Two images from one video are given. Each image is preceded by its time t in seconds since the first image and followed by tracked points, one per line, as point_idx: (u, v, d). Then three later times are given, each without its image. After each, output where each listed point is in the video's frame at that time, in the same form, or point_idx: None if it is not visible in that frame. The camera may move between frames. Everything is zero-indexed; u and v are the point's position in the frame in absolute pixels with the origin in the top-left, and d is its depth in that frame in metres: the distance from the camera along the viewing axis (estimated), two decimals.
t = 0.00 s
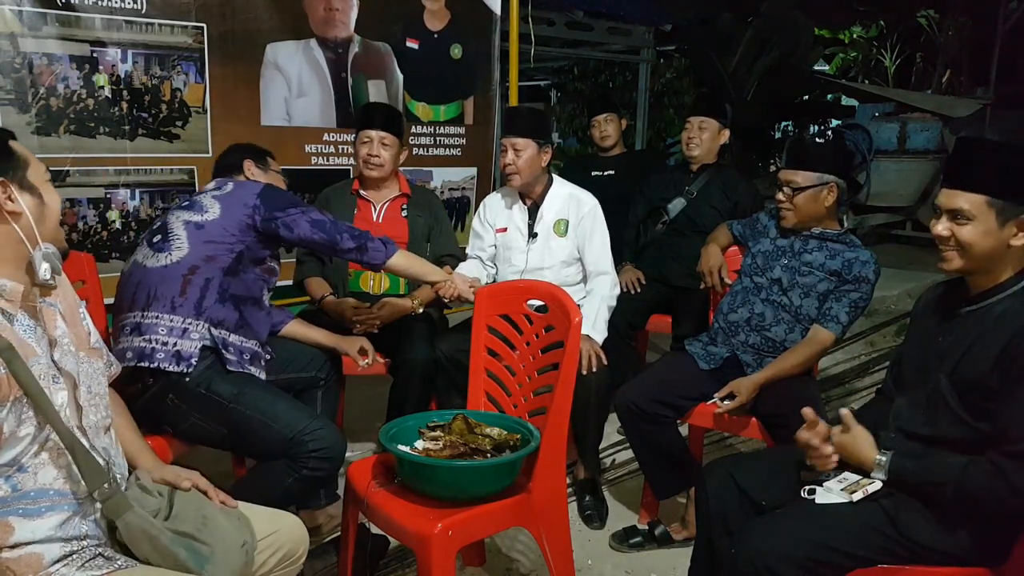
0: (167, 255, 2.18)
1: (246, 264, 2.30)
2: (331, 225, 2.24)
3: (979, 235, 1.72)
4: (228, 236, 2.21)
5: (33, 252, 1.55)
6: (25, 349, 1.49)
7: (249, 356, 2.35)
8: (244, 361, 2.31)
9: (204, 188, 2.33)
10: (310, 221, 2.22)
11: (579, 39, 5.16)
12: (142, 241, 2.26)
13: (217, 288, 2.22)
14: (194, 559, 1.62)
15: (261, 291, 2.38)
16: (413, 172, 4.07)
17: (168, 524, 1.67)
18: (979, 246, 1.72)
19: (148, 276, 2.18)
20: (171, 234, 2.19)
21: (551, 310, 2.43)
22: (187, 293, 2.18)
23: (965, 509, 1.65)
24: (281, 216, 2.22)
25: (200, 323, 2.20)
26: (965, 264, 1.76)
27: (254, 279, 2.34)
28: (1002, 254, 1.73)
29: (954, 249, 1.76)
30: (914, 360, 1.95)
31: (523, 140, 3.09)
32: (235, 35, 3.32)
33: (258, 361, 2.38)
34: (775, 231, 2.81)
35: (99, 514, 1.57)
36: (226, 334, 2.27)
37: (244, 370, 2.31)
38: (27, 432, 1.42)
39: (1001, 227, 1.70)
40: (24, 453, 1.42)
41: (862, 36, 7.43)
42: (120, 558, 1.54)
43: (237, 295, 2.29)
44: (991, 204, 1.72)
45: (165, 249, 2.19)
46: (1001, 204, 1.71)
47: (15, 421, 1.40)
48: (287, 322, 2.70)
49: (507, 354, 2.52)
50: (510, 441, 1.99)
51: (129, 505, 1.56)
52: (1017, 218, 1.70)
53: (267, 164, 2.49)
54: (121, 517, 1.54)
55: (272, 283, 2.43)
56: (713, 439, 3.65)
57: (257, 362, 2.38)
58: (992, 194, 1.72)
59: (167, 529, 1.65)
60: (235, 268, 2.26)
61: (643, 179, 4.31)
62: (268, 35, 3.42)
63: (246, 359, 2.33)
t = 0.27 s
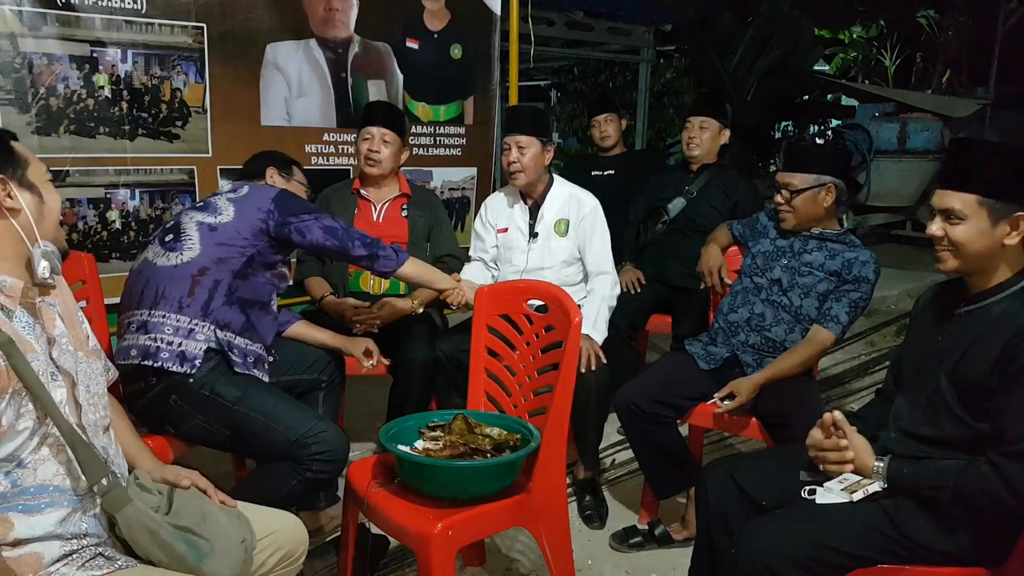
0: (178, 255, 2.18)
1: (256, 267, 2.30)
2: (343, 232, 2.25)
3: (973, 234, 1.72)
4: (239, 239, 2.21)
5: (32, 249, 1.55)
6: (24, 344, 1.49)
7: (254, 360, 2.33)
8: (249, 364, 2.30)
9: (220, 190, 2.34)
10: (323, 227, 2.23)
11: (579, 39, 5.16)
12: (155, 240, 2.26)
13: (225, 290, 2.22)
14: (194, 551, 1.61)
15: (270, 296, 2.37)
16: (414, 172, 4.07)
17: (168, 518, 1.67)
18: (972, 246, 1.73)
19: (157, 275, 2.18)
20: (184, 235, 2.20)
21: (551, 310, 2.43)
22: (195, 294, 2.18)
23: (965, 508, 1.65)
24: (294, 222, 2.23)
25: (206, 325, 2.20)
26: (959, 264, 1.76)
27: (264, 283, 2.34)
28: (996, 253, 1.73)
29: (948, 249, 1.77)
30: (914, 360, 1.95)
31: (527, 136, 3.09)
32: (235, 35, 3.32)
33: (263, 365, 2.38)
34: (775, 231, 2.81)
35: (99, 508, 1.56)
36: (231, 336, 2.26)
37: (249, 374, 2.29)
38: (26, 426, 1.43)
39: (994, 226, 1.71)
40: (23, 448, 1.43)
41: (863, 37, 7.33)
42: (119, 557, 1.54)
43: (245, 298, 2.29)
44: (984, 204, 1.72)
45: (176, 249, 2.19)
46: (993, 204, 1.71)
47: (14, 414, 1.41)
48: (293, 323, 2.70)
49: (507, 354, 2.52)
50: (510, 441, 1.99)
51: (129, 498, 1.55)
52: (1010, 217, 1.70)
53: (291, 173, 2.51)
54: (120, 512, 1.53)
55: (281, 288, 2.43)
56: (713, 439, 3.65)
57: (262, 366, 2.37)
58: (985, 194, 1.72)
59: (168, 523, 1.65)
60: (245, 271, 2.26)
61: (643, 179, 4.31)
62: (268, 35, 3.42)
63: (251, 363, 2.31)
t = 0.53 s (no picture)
0: (178, 257, 2.18)
1: (256, 268, 2.29)
2: (343, 233, 2.25)
3: (972, 234, 1.72)
4: (240, 241, 2.20)
5: (24, 250, 1.55)
6: (20, 344, 1.49)
7: (254, 360, 2.34)
8: (249, 366, 2.31)
9: (221, 190, 2.32)
10: (324, 228, 2.23)
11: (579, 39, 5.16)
12: (154, 240, 2.25)
13: (225, 292, 2.22)
14: (193, 550, 1.61)
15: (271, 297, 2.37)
16: (414, 172, 4.06)
17: (168, 516, 1.67)
18: (971, 245, 1.73)
19: (157, 277, 2.18)
20: (184, 236, 2.19)
21: (551, 310, 2.43)
22: (195, 296, 2.17)
23: (963, 508, 1.65)
24: (295, 222, 2.22)
25: (206, 327, 2.20)
26: (958, 265, 1.76)
27: (264, 284, 2.33)
28: (995, 253, 1.73)
29: (947, 249, 1.77)
30: (913, 360, 1.95)
31: (528, 136, 3.09)
32: (235, 35, 3.32)
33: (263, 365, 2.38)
34: (775, 231, 2.81)
35: (99, 507, 1.56)
36: (231, 338, 2.26)
37: (249, 375, 2.29)
38: (23, 425, 1.43)
39: (993, 226, 1.71)
40: (21, 447, 1.43)
41: (862, 36, 7.41)
42: (120, 557, 1.54)
43: (245, 300, 2.29)
44: (982, 204, 1.72)
45: (176, 250, 2.18)
46: (991, 204, 1.71)
47: (12, 414, 1.40)
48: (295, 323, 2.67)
49: (507, 354, 2.52)
50: (510, 441, 1.99)
51: (128, 496, 1.54)
52: (1008, 217, 1.71)
53: (292, 167, 2.51)
54: (120, 510, 1.53)
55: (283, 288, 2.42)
56: (713, 439, 3.65)
57: (262, 367, 2.37)
58: (984, 194, 1.72)
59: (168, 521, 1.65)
60: (245, 273, 2.25)
61: (643, 179, 4.31)
62: (268, 35, 3.42)
63: (252, 363, 2.32)
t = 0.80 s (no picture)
0: (164, 259, 2.18)
1: (243, 266, 2.29)
2: (328, 229, 2.26)
3: (975, 235, 1.72)
4: (225, 239, 2.20)
5: (30, 254, 1.56)
6: (20, 345, 1.49)
7: (251, 358, 2.35)
8: (246, 364, 2.31)
9: (203, 188, 2.32)
10: (308, 224, 2.24)
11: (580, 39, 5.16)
12: (140, 244, 2.25)
13: (214, 292, 2.22)
14: (193, 551, 1.61)
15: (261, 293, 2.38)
16: (414, 172, 4.06)
17: (168, 517, 1.67)
18: (974, 246, 1.72)
19: (145, 281, 2.18)
20: (168, 238, 2.19)
21: (551, 310, 2.43)
22: (184, 298, 2.18)
23: (962, 509, 1.65)
24: (278, 218, 2.22)
25: (198, 329, 2.20)
26: (960, 265, 1.76)
27: (254, 282, 2.34)
28: (997, 254, 1.73)
29: (948, 249, 1.77)
30: (913, 360, 1.95)
31: (529, 136, 3.09)
32: (235, 35, 3.32)
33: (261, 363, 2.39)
34: (775, 231, 2.81)
35: (98, 509, 1.56)
36: (225, 338, 2.26)
37: (246, 374, 2.30)
38: (23, 426, 1.43)
39: (996, 227, 1.71)
40: (21, 449, 1.43)
41: (862, 36, 7.43)
42: (120, 558, 1.54)
43: (236, 299, 2.29)
44: (985, 204, 1.72)
45: (161, 253, 2.18)
46: (993, 205, 1.71)
47: (12, 416, 1.41)
48: (294, 322, 2.75)
49: (507, 354, 2.52)
50: (509, 441, 1.99)
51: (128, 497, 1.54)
52: (1011, 219, 1.71)
53: (273, 157, 2.49)
54: (119, 512, 1.53)
55: (272, 283, 2.43)
56: (713, 439, 3.65)
57: (260, 365, 2.38)
58: (987, 195, 1.72)
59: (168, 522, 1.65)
60: (233, 271, 2.25)
61: (643, 179, 4.31)
62: (268, 35, 3.42)
63: (248, 362, 2.33)
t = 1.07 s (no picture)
0: (139, 265, 2.17)
1: (221, 265, 2.28)
2: (304, 217, 2.21)
3: (967, 253, 1.72)
4: (199, 239, 2.19)
5: (35, 255, 1.55)
6: (24, 346, 1.49)
7: (239, 356, 2.35)
8: (234, 363, 2.31)
9: (174, 188, 2.31)
10: (283, 214, 2.20)
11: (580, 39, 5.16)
12: (115, 253, 2.24)
13: (194, 294, 2.22)
14: (193, 551, 1.61)
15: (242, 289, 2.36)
16: (414, 172, 4.06)
17: (167, 518, 1.67)
18: (970, 262, 1.73)
19: (123, 289, 2.17)
20: (141, 244, 2.18)
21: (551, 310, 2.43)
22: (164, 303, 2.18)
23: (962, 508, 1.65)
24: (251, 211, 2.20)
25: (181, 333, 2.20)
26: (964, 280, 1.77)
27: (234, 279, 2.32)
28: (994, 261, 1.73)
29: (947, 270, 1.77)
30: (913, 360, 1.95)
31: (527, 134, 3.08)
32: (235, 35, 3.32)
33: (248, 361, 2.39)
34: (775, 231, 2.81)
35: (99, 511, 1.56)
36: (210, 339, 2.26)
37: (234, 373, 2.30)
38: (26, 427, 1.43)
39: (984, 238, 1.70)
40: (24, 449, 1.43)
41: (862, 37, 7.43)
42: (121, 558, 1.54)
43: (217, 299, 2.28)
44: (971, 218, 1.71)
45: (137, 259, 2.18)
46: (972, 220, 1.70)
47: (14, 416, 1.41)
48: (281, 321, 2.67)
49: (507, 354, 2.52)
50: (509, 441, 1.99)
51: (128, 500, 1.56)
52: (994, 227, 1.69)
53: (240, 146, 2.47)
54: (120, 513, 1.54)
55: (253, 279, 2.41)
56: (713, 439, 3.65)
57: (248, 362, 2.38)
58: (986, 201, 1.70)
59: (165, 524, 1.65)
60: (210, 271, 2.24)
61: (643, 179, 4.31)
62: (268, 35, 3.42)
63: (236, 359, 2.33)
